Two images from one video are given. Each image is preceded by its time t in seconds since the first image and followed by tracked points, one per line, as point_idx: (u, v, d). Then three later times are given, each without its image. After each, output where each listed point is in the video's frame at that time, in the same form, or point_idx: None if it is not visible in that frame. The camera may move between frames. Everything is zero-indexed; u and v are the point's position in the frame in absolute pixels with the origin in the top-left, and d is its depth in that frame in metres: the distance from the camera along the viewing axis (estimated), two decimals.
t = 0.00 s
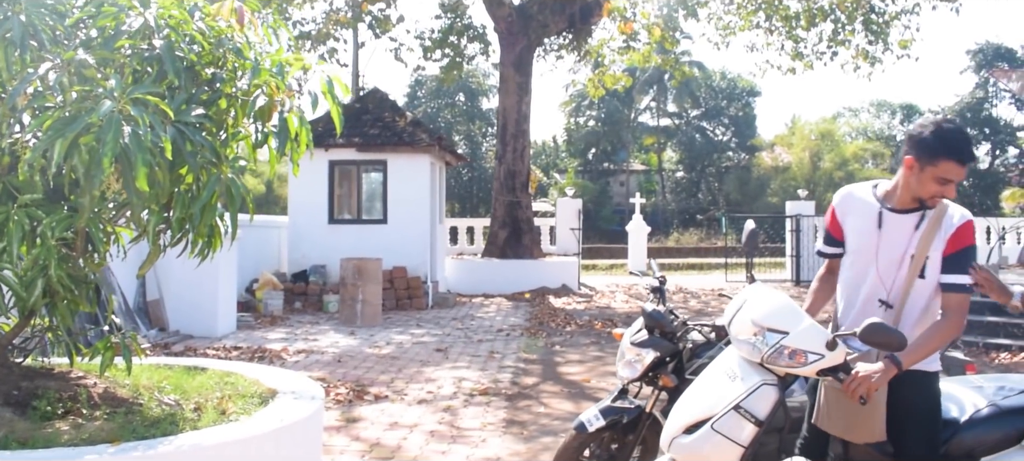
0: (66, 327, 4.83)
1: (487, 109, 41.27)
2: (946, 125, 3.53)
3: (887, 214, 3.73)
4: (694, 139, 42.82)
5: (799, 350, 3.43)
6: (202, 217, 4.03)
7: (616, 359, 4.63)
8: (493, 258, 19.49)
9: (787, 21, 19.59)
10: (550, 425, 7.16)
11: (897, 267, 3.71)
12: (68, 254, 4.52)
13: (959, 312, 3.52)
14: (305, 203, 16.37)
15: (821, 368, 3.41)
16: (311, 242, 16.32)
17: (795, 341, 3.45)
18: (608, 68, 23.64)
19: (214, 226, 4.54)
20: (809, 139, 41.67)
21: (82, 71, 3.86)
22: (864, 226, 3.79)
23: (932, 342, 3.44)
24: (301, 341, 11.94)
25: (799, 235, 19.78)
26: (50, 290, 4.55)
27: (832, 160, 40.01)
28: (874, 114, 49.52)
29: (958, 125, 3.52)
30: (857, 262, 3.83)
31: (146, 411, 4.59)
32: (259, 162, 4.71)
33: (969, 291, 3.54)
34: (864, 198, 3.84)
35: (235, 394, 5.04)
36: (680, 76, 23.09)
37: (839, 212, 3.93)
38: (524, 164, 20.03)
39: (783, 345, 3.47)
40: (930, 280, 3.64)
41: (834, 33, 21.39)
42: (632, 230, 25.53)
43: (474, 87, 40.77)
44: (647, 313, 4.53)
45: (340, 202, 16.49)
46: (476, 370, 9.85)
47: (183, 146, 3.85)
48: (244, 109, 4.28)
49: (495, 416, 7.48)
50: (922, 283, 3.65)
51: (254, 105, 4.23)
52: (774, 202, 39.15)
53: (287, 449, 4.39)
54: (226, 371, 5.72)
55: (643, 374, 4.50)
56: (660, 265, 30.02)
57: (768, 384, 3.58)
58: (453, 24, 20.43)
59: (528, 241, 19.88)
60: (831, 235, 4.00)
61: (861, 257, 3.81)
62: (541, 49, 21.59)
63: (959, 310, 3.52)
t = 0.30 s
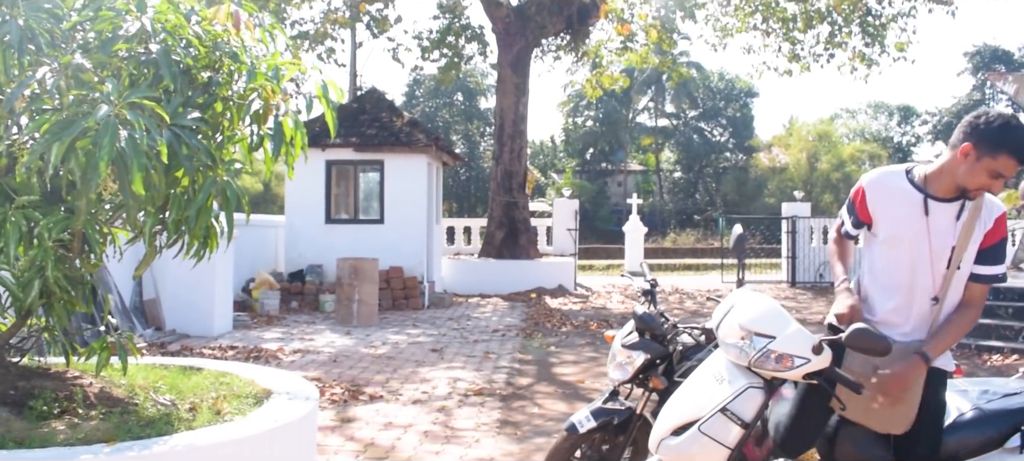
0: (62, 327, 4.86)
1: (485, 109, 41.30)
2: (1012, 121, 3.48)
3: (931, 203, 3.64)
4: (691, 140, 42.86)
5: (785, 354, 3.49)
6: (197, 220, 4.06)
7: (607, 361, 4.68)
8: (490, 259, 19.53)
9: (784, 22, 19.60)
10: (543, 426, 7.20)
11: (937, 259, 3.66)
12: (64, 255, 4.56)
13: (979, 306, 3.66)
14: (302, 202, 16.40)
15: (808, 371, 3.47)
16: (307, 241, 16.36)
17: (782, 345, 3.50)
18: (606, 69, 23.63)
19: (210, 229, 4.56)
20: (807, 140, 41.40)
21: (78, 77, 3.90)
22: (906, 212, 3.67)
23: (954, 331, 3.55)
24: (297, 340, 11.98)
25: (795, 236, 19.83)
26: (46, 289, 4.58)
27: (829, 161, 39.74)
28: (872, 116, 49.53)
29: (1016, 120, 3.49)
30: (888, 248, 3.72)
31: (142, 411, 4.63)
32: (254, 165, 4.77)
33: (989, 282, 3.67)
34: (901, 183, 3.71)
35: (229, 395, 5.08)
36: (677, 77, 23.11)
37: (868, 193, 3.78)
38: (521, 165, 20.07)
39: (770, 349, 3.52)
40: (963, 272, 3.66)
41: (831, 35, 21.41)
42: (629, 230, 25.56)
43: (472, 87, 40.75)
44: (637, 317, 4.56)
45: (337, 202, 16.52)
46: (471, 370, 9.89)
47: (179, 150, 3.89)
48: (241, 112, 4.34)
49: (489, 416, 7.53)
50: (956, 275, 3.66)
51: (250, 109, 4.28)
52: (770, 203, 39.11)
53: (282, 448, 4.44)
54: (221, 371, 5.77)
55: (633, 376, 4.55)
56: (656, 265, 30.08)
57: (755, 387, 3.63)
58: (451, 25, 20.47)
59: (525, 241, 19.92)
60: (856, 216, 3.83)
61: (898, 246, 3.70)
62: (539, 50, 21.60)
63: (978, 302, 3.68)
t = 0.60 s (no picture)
0: (45, 333, 4.89)
1: (465, 109, 41.30)
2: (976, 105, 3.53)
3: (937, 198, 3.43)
4: (670, 141, 43.07)
5: (759, 360, 3.60)
6: (181, 226, 4.12)
7: (585, 364, 4.77)
8: (470, 260, 19.59)
9: (762, 25, 19.72)
10: (522, 428, 7.29)
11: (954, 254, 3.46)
12: (48, 261, 4.60)
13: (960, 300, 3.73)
14: (282, 204, 16.41)
15: (780, 378, 3.59)
16: (287, 243, 16.37)
17: (755, 351, 3.61)
18: (585, 71, 23.71)
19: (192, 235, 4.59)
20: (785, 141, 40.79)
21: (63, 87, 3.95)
22: (927, 214, 3.36)
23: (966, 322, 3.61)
24: (277, 343, 12.00)
25: (772, 238, 19.99)
26: (29, 296, 4.61)
27: (807, 161, 39.57)
28: (849, 117, 49.85)
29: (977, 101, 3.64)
30: (922, 256, 3.37)
31: (125, 415, 4.67)
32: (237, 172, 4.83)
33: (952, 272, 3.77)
34: (910, 187, 3.40)
35: (212, 398, 5.12)
36: (656, 79, 23.23)
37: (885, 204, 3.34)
38: (500, 167, 20.14)
39: (744, 355, 3.62)
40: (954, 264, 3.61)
41: (809, 38, 21.59)
42: (608, 231, 25.66)
43: (452, 87, 40.73)
44: (615, 321, 4.62)
45: (317, 203, 16.54)
46: (451, 373, 9.96)
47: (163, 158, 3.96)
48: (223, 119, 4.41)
49: (469, 418, 7.60)
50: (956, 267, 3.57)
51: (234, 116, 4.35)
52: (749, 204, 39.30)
53: (263, 453, 4.49)
54: (203, 375, 5.81)
55: (611, 379, 4.65)
56: (635, 266, 30.23)
57: (729, 393, 3.74)
58: (431, 26, 20.52)
59: (505, 243, 20.00)
60: (875, 237, 3.32)
61: (926, 253, 3.37)
62: (518, 51, 21.66)
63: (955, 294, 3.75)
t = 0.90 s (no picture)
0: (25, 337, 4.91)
1: (446, 110, 41.31)
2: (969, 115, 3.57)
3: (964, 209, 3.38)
4: (651, 142, 43.27)
5: (729, 363, 3.71)
6: (161, 232, 4.16)
7: (561, 365, 4.84)
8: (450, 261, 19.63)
9: (742, 27, 19.86)
10: (501, 429, 7.36)
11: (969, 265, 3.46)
12: (28, 266, 4.63)
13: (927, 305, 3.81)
14: (263, 206, 16.42)
15: (749, 379, 3.72)
16: (267, 245, 16.36)
17: (725, 354, 3.72)
18: (566, 72, 23.82)
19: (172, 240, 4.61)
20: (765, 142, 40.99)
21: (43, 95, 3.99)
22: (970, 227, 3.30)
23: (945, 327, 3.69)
24: (258, 345, 12.02)
25: (751, 238, 20.15)
26: (8, 301, 4.63)
27: (787, 162, 39.86)
28: (828, 117, 50.10)
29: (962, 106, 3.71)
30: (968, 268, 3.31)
31: (105, 419, 4.70)
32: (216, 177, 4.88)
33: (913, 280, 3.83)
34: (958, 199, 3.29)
35: (192, 402, 5.16)
36: (636, 80, 23.36)
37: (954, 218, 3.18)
38: (481, 168, 20.20)
39: (714, 357, 3.73)
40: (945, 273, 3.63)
41: (787, 40, 21.78)
42: (589, 232, 25.75)
43: (433, 88, 40.73)
44: (591, 323, 4.71)
45: (298, 204, 16.55)
46: (431, 374, 10.02)
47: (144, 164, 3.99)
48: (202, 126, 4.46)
49: (449, 420, 7.67)
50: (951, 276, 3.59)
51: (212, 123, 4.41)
52: (729, 204, 39.54)
53: (242, 456, 4.52)
54: (183, 378, 5.84)
55: (587, 381, 4.72)
56: (615, 266, 30.35)
57: (699, 394, 3.84)
58: (412, 28, 20.52)
59: (485, 244, 20.07)
60: (954, 252, 3.14)
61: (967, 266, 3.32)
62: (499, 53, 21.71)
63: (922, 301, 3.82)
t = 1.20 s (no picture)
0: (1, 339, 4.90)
1: (428, 110, 41.25)
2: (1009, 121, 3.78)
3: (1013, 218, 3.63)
4: (633, 142, 43.40)
5: (700, 364, 3.76)
6: (139, 233, 4.16)
7: (538, 366, 4.87)
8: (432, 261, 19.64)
9: (722, 29, 19.96)
10: (480, 429, 7.40)
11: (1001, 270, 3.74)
12: (4, 267, 4.63)
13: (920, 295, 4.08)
14: (243, 205, 16.37)
15: (721, 380, 3.77)
16: (248, 246, 16.33)
17: (697, 355, 3.77)
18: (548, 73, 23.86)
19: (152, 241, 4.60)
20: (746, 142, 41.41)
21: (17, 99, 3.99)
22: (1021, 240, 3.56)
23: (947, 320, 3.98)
24: (238, 346, 12.00)
25: (732, 239, 20.27)
26: None
27: (768, 163, 40.07)
28: (809, 119, 50.37)
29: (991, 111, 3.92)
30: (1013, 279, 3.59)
31: (82, 420, 4.71)
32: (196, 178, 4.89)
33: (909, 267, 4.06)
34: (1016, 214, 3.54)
35: (170, 403, 5.16)
36: (616, 81, 23.44)
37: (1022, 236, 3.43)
38: (462, 169, 20.22)
39: (687, 359, 3.78)
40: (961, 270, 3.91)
41: (768, 42, 21.93)
42: (570, 232, 25.80)
43: (415, 88, 40.67)
44: (568, 324, 4.75)
45: (278, 205, 16.53)
46: (411, 375, 10.04)
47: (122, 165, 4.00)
48: (180, 129, 4.46)
49: (428, 420, 7.69)
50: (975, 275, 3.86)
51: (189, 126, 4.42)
52: (710, 205, 39.68)
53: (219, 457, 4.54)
54: (161, 379, 5.84)
55: (563, 381, 4.76)
56: (596, 267, 30.43)
57: (672, 395, 3.89)
58: (393, 28, 20.48)
59: (466, 244, 20.10)
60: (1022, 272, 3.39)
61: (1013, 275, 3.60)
62: (480, 53, 21.73)
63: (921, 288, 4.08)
